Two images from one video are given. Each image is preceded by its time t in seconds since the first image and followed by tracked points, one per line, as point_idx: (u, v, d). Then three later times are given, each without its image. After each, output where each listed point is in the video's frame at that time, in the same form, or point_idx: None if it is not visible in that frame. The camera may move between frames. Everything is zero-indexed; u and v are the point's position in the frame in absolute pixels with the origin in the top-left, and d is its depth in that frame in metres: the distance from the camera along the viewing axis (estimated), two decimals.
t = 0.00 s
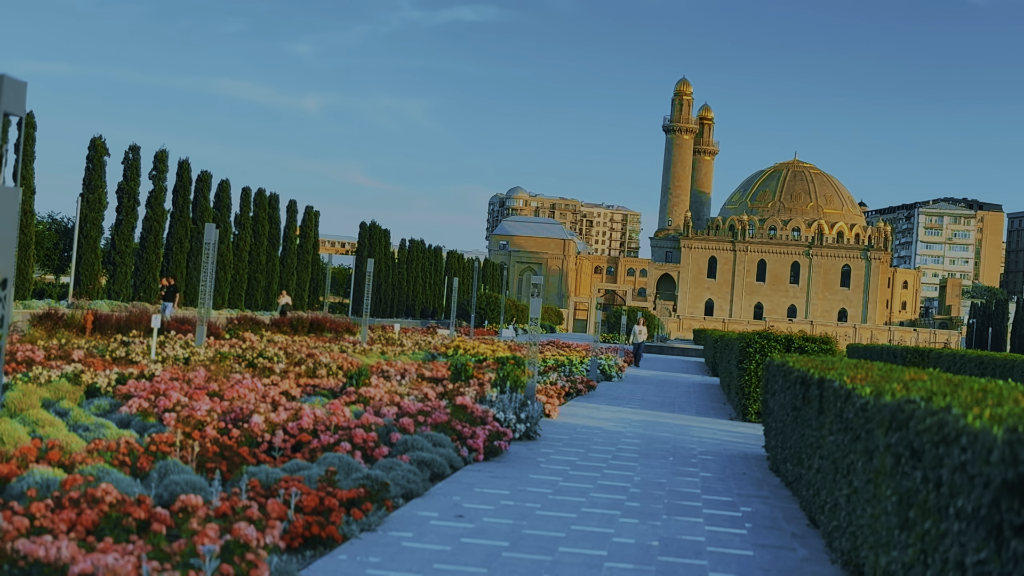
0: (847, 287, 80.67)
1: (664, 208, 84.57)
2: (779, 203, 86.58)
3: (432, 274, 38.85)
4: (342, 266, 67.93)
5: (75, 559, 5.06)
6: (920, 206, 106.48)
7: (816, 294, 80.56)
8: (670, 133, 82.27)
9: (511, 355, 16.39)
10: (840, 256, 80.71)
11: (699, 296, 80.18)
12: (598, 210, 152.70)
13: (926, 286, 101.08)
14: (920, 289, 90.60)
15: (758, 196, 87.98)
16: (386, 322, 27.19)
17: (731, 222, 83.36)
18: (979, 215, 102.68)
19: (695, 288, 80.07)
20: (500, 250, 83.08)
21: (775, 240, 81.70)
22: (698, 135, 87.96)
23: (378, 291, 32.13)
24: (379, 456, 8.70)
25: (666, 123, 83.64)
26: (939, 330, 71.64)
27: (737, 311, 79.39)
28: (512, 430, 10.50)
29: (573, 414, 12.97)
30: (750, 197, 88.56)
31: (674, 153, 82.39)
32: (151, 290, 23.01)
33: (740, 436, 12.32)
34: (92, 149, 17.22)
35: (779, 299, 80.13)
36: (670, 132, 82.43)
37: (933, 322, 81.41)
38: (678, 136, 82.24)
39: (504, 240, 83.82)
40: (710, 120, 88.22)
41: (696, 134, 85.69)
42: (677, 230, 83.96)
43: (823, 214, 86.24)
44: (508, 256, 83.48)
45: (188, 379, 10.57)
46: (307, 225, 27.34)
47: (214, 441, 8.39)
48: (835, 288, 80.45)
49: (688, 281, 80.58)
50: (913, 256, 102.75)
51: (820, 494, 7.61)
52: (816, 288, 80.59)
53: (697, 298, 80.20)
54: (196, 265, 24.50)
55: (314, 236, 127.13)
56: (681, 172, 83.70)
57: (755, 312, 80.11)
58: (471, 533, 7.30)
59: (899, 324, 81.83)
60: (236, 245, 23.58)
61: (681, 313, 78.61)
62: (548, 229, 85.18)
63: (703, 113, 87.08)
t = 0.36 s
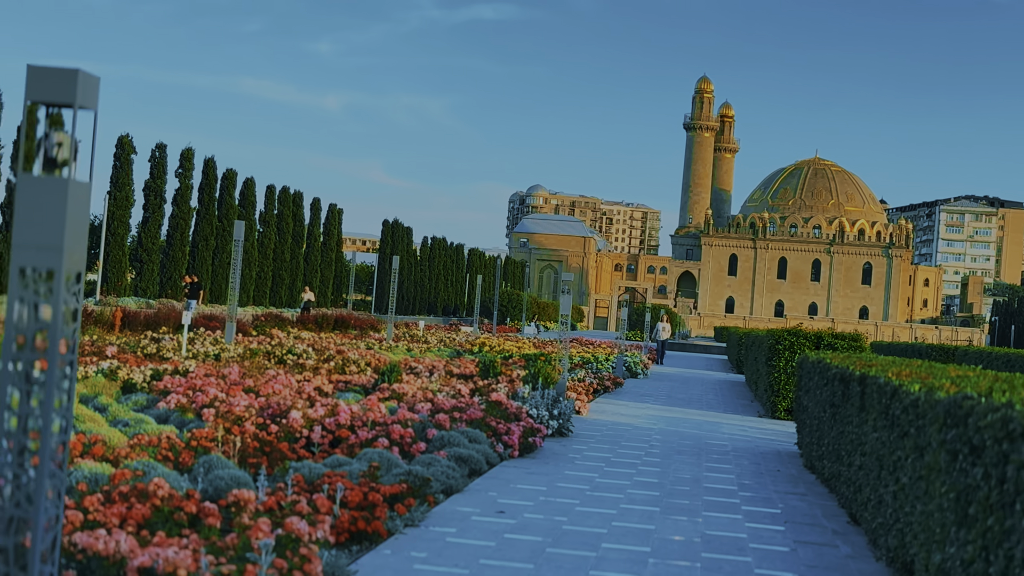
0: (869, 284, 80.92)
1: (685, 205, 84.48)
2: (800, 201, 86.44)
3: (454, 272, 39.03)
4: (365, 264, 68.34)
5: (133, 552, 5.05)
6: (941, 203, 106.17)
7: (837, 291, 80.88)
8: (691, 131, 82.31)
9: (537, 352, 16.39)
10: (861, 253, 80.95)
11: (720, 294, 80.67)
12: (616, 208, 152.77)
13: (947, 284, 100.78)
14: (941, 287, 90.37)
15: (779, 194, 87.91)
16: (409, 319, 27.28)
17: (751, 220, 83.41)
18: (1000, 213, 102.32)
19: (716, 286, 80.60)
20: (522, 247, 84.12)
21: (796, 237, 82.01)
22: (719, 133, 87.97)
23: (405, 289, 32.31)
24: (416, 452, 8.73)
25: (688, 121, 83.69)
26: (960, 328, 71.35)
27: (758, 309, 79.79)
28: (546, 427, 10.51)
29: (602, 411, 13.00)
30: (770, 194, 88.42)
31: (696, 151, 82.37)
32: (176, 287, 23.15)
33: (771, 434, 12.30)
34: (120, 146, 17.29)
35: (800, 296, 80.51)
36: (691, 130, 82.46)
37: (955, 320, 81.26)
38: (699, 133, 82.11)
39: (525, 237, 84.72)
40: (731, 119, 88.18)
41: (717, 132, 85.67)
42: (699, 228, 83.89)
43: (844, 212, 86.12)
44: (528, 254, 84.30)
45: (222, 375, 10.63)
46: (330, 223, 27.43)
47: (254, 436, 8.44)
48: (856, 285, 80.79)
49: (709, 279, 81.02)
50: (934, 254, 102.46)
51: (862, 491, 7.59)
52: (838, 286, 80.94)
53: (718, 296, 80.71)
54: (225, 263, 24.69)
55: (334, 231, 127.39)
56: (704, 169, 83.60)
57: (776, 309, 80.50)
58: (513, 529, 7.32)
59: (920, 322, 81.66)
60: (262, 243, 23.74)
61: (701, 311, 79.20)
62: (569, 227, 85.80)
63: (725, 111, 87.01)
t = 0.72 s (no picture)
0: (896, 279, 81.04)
1: (712, 200, 84.26)
2: (826, 195, 86.11)
3: (481, 267, 39.12)
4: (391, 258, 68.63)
5: (202, 547, 5.04)
6: (969, 198, 105.59)
7: (863, 285, 81.07)
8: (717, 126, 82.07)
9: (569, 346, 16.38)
10: (888, 248, 81.05)
11: (746, 288, 80.47)
12: (637, 202, 152.58)
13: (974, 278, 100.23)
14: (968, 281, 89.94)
15: (804, 188, 87.59)
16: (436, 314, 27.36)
17: (776, 214, 83.20)
18: None
19: (742, 281, 80.48)
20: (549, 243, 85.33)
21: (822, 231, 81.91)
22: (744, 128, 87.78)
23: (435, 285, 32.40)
24: (462, 447, 8.73)
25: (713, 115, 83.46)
26: (986, 322, 70.94)
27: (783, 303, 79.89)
28: (587, 422, 10.51)
29: (639, 406, 12.98)
30: (796, 188, 88.10)
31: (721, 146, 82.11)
32: (206, 282, 23.30)
33: (810, 428, 12.25)
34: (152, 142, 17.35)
35: (827, 290, 80.66)
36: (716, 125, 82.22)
37: (983, 314, 80.87)
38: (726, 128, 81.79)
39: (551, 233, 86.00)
40: (756, 113, 87.89)
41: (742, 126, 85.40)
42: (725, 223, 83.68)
43: (870, 206, 85.76)
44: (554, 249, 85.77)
45: (264, 369, 10.69)
46: (359, 219, 27.53)
47: (302, 431, 8.45)
48: (882, 280, 80.90)
49: (735, 272, 80.98)
50: (961, 248, 101.92)
51: (915, 488, 7.55)
52: (865, 280, 81.10)
53: (743, 290, 80.47)
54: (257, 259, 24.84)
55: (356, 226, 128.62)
56: (730, 164, 83.38)
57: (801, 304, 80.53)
58: (565, 524, 7.32)
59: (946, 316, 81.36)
60: (291, 238, 23.89)
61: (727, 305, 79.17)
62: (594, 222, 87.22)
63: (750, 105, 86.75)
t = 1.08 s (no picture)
0: (923, 270, 80.89)
1: (738, 192, 83.89)
2: (853, 186, 85.69)
3: (508, 260, 39.21)
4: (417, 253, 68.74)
5: (263, 544, 5.02)
6: (997, 189, 104.86)
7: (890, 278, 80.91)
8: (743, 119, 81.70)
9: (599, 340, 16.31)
10: (916, 240, 81.01)
11: (773, 281, 80.62)
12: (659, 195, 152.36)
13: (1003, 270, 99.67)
14: (996, 273, 89.50)
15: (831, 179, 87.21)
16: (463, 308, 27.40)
17: (803, 206, 82.91)
18: None
19: (768, 274, 80.52)
20: (574, 236, 85.51)
21: (849, 223, 81.72)
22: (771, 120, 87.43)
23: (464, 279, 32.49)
24: (503, 441, 8.72)
25: (738, 108, 83.13)
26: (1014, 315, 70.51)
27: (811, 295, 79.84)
28: (625, 416, 10.49)
29: (673, 400, 12.94)
30: (823, 180, 87.69)
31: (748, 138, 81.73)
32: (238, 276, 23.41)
33: (846, 422, 12.19)
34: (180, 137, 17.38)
35: (853, 282, 80.49)
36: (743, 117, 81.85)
37: (1012, 306, 80.45)
38: (752, 120, 81.39)
39: (577, 227, 86.30)
40: (782, 104, 87.44)
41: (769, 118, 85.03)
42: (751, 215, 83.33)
43: (898, 197, 85.30)
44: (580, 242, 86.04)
45: (302, 364, 10.73)
46: (387, 213, 27.60)
47: (345, 426, 8.46)
48: (910, 271, 80.84)
49: (761, 266, 80.73)
50: (988, 239, 101.30)
51: (963, 483, 7.51)
52: (892, 272, 80.96)
53: (770, 283, 80.65)
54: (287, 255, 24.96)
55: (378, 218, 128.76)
56: (755, 156, 82.97)
57: (829, 296, 80.53)
58: (612, 520, 7.30)
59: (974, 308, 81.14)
60: (320, 233, 24.01)
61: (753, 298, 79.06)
62: (618, 215, 87.64)
63: (777, 97, 86.31)
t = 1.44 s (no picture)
0: (961, 255, 80.00)
1: (772, 177, 83.36)
2: (889, 171, 85.06)
3: (543, 247, 39.20)
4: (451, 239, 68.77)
5: (335, 532, 5.02)
6: None
7: (928, 263, 80.15)
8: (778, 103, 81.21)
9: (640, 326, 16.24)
10: (953, 225, 80.16)
11: (808, 267, 79.83)
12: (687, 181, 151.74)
13: None
14: None
15: (866, 164, 86.61)
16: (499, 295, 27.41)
17: (839, 191, 82.45)
18: None
19: (803, 259, 79.76)
20: (607, 223, 85.53)
21: (885, 208, 81.11)
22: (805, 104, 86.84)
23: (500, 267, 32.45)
24: (555, 429, 8.69)
25: (772, 92, 82.59)
26: None
27: (846, 281, 79.48)
28: (674, 402, 10.44)
29: (717, 386, 12.88)
30: (858, 165, 87.10)
31: (782, 122, 81.19)
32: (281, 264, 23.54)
33: (893, 408, 12.09)
34: (218, 126, 17.42)
35: (889, 268, 79.77)
36: (777, 101, 81.35)
37: None
38: (787, 105, 80.84)
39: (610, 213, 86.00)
40: (816, 89, 86.83)
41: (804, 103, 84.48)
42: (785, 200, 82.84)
43: (935, 182, 84.62)
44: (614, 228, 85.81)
45: (350, 351, 10.76)
46: (423, 200, 27.66)
47: (398, 414, 8.46)
48: (948, 256, 79.92)
49: (796, 252, 80.23)
50: None
51: None
52: (928, 257, 80.32)
53: (805, 269, 79.87)
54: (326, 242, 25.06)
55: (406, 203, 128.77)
56: (790, 141, 82.33)
57: (864, 282, 79.99)
58: (670, 508, 7.26)
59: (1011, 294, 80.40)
60: (358, 220, 24.08)
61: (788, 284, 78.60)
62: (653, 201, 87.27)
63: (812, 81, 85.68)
